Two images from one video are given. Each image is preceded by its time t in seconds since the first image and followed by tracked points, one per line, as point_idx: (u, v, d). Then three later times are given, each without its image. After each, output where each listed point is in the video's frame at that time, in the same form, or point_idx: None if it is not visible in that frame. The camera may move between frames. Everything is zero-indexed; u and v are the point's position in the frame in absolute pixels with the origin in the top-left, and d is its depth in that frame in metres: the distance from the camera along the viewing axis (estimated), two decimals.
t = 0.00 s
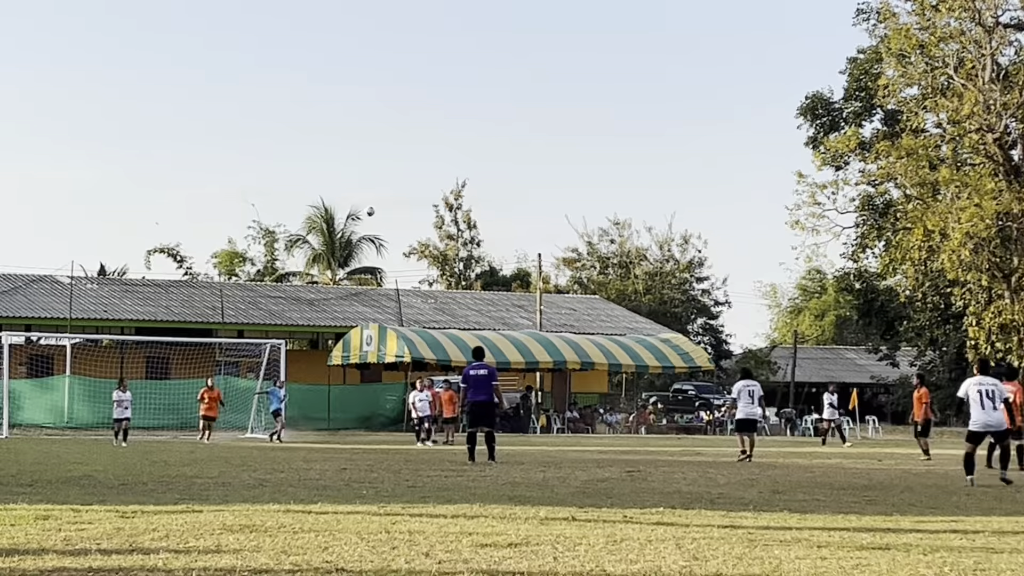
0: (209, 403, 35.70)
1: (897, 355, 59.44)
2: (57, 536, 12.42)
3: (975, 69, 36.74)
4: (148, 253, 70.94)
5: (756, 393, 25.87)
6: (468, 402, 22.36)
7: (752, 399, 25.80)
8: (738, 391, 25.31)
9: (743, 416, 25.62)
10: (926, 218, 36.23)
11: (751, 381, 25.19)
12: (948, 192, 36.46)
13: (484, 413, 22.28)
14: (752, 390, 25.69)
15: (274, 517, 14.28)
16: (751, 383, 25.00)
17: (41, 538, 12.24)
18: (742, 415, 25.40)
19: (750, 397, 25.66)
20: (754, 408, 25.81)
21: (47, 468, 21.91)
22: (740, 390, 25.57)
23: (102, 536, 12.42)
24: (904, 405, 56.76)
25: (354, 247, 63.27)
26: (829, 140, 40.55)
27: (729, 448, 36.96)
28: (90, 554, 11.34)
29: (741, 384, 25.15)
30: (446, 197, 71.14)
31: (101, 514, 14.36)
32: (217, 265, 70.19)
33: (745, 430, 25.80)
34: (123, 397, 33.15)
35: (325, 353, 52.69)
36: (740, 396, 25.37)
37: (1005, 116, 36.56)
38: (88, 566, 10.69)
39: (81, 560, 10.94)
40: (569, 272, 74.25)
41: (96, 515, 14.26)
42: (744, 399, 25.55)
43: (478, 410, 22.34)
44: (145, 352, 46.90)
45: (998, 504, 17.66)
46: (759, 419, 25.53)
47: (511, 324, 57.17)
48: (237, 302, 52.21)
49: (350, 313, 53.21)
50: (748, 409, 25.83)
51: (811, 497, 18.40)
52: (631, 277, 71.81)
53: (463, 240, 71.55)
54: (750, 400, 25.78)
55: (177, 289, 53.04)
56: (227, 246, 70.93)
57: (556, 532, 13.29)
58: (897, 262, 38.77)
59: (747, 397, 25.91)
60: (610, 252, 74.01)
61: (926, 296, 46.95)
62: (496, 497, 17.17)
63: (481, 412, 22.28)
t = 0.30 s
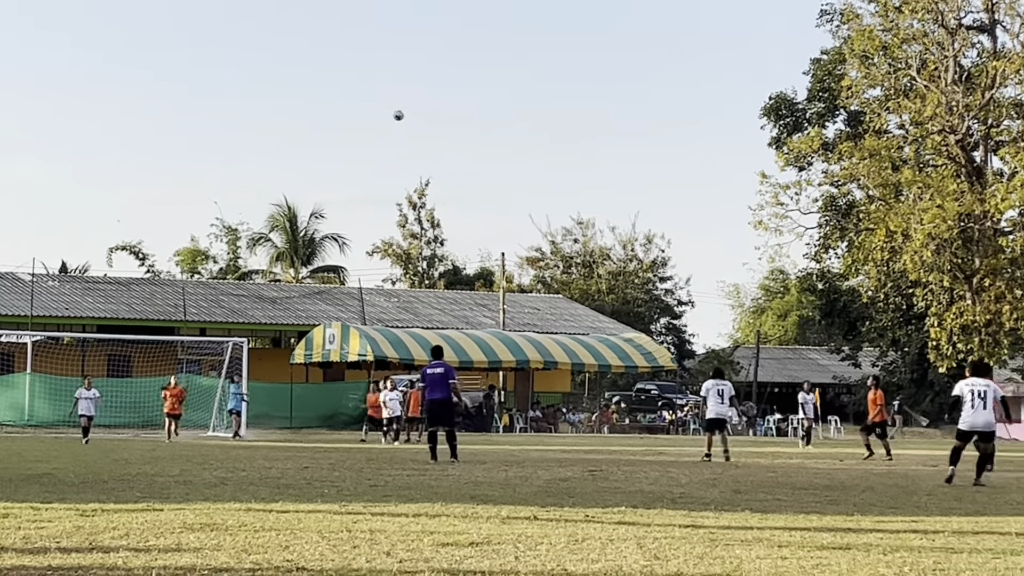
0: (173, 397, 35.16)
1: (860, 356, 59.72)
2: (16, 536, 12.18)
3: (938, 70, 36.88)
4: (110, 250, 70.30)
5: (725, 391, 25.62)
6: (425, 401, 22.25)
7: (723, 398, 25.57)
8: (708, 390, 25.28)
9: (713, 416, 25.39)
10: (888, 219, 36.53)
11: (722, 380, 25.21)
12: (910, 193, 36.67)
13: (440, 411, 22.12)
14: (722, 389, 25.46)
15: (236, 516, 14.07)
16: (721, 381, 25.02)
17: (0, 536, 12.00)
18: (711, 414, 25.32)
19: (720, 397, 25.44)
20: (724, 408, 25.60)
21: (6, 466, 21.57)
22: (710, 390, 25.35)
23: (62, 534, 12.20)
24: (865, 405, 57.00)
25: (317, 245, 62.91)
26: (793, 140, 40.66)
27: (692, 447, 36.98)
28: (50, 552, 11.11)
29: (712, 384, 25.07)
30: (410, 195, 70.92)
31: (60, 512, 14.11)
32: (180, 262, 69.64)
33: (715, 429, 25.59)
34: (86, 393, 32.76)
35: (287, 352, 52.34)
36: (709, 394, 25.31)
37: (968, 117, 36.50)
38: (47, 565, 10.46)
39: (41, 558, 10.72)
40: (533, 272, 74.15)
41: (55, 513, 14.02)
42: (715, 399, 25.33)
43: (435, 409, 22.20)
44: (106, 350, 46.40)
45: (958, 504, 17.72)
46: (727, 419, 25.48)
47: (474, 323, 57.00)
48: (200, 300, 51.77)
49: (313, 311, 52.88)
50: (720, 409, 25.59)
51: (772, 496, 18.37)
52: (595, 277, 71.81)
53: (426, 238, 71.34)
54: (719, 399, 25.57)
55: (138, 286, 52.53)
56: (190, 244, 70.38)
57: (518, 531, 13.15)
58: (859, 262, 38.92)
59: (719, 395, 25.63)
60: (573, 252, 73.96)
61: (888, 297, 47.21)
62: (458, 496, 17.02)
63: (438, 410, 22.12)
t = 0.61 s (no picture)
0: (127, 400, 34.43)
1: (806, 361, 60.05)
2: None
3: (885, 77, 37.15)
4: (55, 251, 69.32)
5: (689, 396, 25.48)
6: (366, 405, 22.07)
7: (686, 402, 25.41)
8: (673, 392, 25.20)
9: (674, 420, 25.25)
10: (836, 224, 36.97)
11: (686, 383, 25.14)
12: (858, 199, 36.93)
13: (379, 414, 21.89)
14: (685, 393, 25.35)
15: (181, 519, 13.78)
16: (683, 385, 24.94)
17: None
18: (673, 417, 25.20)
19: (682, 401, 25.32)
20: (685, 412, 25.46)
21: None
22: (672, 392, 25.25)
23: (4, 538, 11.88)
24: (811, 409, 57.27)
25: (265, 247, 62.36)
26: (742, 145, 40.80)
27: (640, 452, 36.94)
28: None
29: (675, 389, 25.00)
30: (359, 198, 70.49)
31: (2, 515, 13.76)
32: (126, 264, 68.79)
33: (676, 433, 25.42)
34: (32, 395, 32.20)
35: (235, 355, 51.82)
36: (673, 397, 25.24)
37: (914, 124, 36.93)
38: None
39: None
40: (481, 275, 73.93)
41: None
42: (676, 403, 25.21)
43: (375, 412, 21.97)
44: (51, 351, 45.70)
45: (903, 508, 17.77)
46: (689, 423, 25.37)
47: (423, 326, 56.74)
48: (146, 302, 51.14)
49: (261, 314, 52.40)
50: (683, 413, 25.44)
51: (719, 501, 18.31)
52: (544, 281, 71.71)
53: (375, 241, 70.96)
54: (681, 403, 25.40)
55: (84, 288, 51.80)
56: (136, 245, 69.55)
57: (465, 535, 12.98)
58: (807, 267, 39.10)
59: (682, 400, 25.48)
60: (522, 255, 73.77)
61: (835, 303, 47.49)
62: (404, 500, 16.82)
63: (377, 414, 21.90)
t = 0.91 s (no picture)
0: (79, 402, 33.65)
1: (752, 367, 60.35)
2: None
3: (833, 85, 37.46)
4: None
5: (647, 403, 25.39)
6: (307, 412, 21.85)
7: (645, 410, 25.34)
8: (630, 399, 25.18)
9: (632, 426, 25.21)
10: (783, 231, 37.25)
11: (644, 390, 25.06)
12: (805, 206, 37.20)
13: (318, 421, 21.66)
14: (643, 400, 25.31)
15: (126, 524, 13.49)
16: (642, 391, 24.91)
17: None
18: (631, 424, 25.12)
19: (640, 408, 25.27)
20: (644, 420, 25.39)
21: None
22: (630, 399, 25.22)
23: None
24: (757, 415, 57.53)
25: (213, 251, 61.76)
26: (690, 152, 40.94)
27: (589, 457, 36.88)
28: None
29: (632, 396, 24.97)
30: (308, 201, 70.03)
31: None
32: (71, 267, 67.87)
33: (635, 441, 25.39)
34: None
35: (182, 359, 51.24)
36: (631, 403, 25.21)
37: (861, 132, 37.26)
38: None
39: None
40: (429, 280, 73.66)
41: None
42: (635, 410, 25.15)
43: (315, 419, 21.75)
44: None
45: (849, 515, 17.80)
46: (646, 429, 25.29)
47: (370, 331, 56.40)
48: (92, 305, 50.45)
49: (208, 318, 51.85)
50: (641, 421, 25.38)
51: (666, 507, 18.25)
52: (492, 286, 71.59)
53: (323, 245, 70.51)
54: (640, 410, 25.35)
55: (28, 291, 51.01)
56: (82, 248, 68.66)
57: (412, 539, 12.81)
58: (754, 274, 39.28)
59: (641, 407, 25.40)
60: (470, 260, 73.57)
61: (782, 309, 47.77)
62: (352, 504, 16.60)
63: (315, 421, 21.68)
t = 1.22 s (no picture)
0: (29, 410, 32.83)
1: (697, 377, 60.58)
2: None
3: (779, 97, 37.73)
4: None
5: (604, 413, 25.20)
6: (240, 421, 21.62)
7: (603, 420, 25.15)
8: (586, 409, 25.07)
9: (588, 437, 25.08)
10: (729, 242, 37.47)
11: (596, 399, 24.94)
12: (751, 217, 37.44)
13: (249, 429, 21.41)
14: (599, 410, 25.15)
15: (68, 534, 13.19)
16: (594, 401, 24.86)
17: None
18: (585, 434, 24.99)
19: (596, 418, 25.10)
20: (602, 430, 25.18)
21: None
22: (586, 410, 25.11)
23: None
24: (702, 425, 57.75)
25: (158, 259, 61.07)
26: (636, 163, 41.05)
27: (535, 467, 36.79)
28: None
29: (585, 406, 24.91)
30: (254, 209, 69.48)
31: None
32: (13, 274, 66.87)
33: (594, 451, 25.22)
34: None
35: (126, 368, 50.59)
36: (586, 414, 25.11)
37: (806, 144, 37.53)
38: None
39: None
40: (376, 289, 73.30)
41: None
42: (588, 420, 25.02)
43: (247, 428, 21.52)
44: None
45: (793, 525, 17.84)
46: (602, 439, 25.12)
47: (317, 340, 56.01)
48: (35, 313, 49.71)
49: (153, 326, 51.25)
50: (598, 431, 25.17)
51: (612, 516, 18.18)
52: (438, 295, 71.38)
53: (269, 254, 69.98)
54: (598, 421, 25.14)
55: None
56: (25, 255, 67.66)
57: (357, 549, 12.62)
58: (699, 284, 39.49)
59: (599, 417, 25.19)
60: (416, 270, 73.29)
61: (728, 320, 47.98)
62: (296, 514, 16.38)
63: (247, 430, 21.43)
